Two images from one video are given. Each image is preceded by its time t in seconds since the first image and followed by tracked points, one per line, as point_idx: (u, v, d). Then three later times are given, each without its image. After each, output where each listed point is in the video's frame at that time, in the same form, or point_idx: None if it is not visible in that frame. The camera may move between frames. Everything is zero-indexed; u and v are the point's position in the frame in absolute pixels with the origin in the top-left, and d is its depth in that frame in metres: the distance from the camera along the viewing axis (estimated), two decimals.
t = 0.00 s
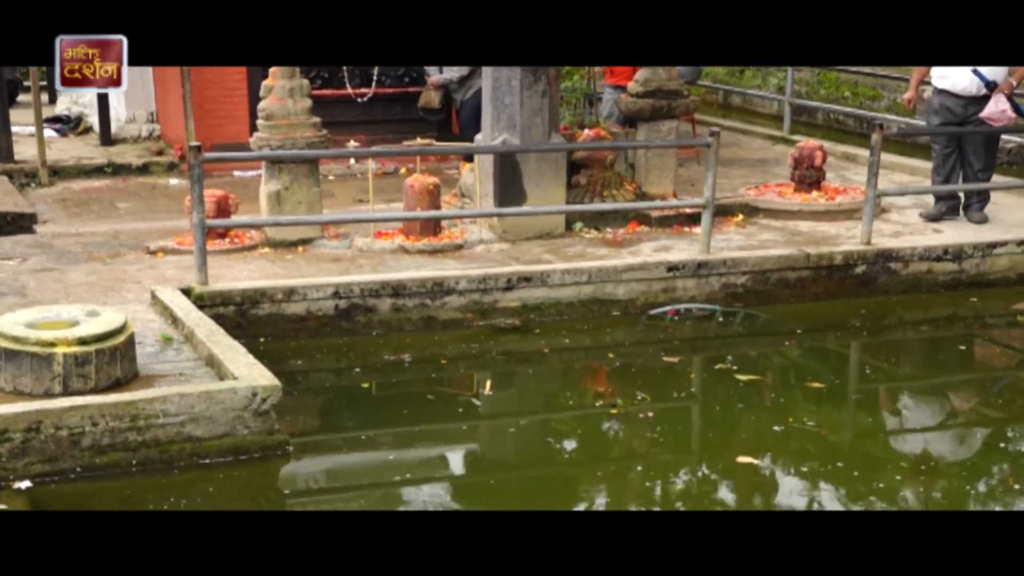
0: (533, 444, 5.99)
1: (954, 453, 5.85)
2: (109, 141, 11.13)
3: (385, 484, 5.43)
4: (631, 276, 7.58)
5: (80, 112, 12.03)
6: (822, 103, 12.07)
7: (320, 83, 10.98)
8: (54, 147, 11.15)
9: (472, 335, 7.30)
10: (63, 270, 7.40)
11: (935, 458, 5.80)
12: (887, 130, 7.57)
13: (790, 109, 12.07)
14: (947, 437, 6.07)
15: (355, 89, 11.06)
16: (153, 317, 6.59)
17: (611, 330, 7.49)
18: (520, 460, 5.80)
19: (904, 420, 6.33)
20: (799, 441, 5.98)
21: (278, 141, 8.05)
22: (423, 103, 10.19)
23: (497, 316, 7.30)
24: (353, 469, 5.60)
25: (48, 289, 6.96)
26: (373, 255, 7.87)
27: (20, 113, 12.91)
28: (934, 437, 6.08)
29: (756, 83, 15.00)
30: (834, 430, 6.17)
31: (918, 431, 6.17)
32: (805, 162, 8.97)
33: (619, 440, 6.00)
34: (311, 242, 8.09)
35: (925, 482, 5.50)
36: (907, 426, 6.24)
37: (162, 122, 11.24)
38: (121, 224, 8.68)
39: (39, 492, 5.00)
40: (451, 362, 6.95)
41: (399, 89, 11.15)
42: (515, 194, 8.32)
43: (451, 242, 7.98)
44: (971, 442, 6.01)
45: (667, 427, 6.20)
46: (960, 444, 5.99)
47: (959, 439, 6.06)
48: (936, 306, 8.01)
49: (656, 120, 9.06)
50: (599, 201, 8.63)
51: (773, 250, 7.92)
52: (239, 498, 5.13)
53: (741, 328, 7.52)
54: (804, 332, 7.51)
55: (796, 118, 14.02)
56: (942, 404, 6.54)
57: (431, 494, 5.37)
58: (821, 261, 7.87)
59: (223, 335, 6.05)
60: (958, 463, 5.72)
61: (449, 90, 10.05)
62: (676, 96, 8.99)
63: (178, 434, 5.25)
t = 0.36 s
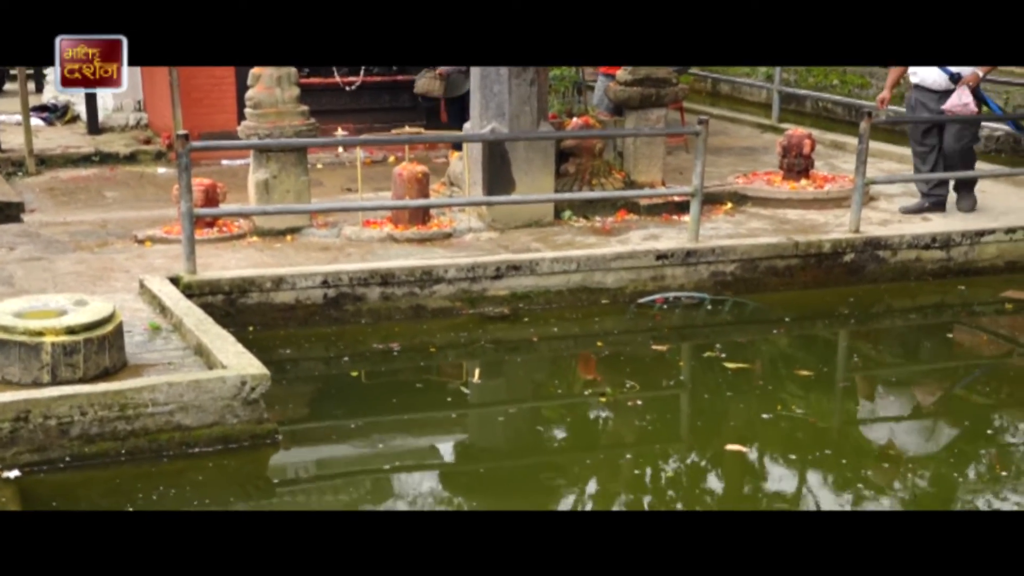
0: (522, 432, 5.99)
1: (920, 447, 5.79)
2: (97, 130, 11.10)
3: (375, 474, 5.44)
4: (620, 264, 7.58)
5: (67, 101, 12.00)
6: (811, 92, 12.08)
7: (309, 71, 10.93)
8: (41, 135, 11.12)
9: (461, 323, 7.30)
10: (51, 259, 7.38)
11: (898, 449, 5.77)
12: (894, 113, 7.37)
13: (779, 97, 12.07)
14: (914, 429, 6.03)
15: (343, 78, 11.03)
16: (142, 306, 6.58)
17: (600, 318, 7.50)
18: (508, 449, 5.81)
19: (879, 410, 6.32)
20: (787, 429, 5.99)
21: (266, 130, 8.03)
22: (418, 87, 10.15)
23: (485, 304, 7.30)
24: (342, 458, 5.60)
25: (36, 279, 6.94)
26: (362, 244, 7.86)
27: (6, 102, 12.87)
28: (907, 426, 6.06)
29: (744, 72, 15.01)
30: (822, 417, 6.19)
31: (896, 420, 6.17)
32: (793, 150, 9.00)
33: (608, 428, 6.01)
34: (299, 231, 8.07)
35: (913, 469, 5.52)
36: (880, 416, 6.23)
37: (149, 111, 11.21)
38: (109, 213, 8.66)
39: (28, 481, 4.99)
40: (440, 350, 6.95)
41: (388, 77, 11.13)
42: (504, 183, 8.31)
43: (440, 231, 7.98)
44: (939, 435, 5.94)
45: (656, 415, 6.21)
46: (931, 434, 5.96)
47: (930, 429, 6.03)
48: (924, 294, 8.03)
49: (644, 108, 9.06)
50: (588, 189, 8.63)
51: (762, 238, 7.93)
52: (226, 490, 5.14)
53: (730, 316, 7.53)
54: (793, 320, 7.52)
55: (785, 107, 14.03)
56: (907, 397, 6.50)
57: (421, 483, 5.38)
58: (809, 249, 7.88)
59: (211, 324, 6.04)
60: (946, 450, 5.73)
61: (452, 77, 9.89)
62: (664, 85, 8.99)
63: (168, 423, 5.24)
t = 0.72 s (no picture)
0: (510, 420, 6.00)
1: (885, 438, 5.73)
2: (83, 117, 11.07)
3: (364, 462, 5.44)
4: (608, 252, 7.58)
5: (53, 88, 11.96)
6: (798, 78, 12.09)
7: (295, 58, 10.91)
8: (27, 123, 11.08)
9: (449, 311, 7.29)
10: (37, 247, 7.36)
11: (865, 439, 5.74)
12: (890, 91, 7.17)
13: (766, 84, 12.08)
14: (879, 420, 5.97)
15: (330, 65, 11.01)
16: (129, 294, 6.56)
17: (588, 305, 7.50)
18: (496, 436, 5.81)
19: (843, 400, 6.28)
20: (775, 414, 6.01)
21: (253, 118, 8.02)
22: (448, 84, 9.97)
23: (473, 292, 7.30)
24: (332, 444, 5.61)
25: (22, 267, 6.92)
26: (350, 232, 7.85)
27: None
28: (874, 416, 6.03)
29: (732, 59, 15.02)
30: (809, 403, 6.20)
31: (883, 406, 6.18)
32: (781, 137, 8.99)
33: (597, 415, 6.02)
34: (287, 219, 8.06)
35: (900, 454, 5.54)
36: (856, 404, 6.22)
37: (136, 98, 11.18)
38: (96, 201, 8.63)
39: (16, 470, 4.98)
40: (428, 338, 6.94)
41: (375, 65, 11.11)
42: (491, 170, 8.30)
43: (428, 219, 7.97)
44: (918, 423, 5.94)
45: (645, 402, 6.22)
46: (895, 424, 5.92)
47: (897, 419, 5.98)
48: (911, 281, 8.04)
49: (631, 95, 9.06)
50: (576, 176, 8.63)
51: (749, 225, 7.94)
52: (215, 479, 5.13)
53: (718, 303, 7.53)
54: (780, 307, 7.53)
55: (772, 94, 14.04)
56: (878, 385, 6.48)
57: (411, 470, 5.38)
58: (797, 236, 7.88)
59: (199, 312, 6.03)
60: (933, 436, 5.75)
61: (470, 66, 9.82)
62: (652, 72, 8.98)
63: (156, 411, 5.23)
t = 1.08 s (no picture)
0: (497, 404, 5.99)
1: (854, 434, 5.61)
2: (66, 103, 11.01)
3: (352, 447, 5.44)
4: (594, 236, 7.58)
5: (36, 73, 11.90)
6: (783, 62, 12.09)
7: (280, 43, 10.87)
8: (10, 109, 11.03)
9: (435, 296, 7.29)
10: (21, 233, 7.32)
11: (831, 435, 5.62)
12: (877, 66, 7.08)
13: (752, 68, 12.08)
14: (841, 416, 5.85)
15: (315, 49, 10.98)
16: (115, 280, 6.54)
17: (574, 290, 7.49)
18: (484, 421, 5.81)
19: (823, 385, 6.26)
20: (761, 398, 6.02)
21: (237, 103, 7.98)
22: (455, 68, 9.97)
23: (459, 277, 7.29)
24: (319, 429, 5.60)
25: (7, 253, 6.88)
26: (335, 217, 7.84)
27: None
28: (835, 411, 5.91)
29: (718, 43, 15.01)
30: (796, 387, 6.21)
31: (870, 389, 6.20)
32: (767, 121, 8.99)
33: (585, 399, 6.02)
34: (272, 204, 8.04)
35: (886, 437, 5.55)
36: (843, 388, 6.23)
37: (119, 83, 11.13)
38: (80, 186, 8.60)
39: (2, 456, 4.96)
40: (415, 323, 6.93)
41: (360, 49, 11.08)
42: (477, 154, 8.28)
43: (413, 204, 7.96)
44: (904, 405, 5.96)
45: (631, 386, 6.23)
46: (859, 420, 5.80)
47: (858, 415, 5.87)
48: (897, 264, 8.06)
49: (617, 80, 9.05)
50: (562, 160, 8.63)
51: (735, 208, 7.94)
52: (202, 465, 5.12)
53: (704, 287, 7.54)
54: (766, 291, 7.54)
55: (758, 78, 14.04)
56: (865, 368, 6.49)
57: (398, 454, 5.38)
58: (783, 220, 7.89)
59: (185, 297, 6.01)
60: (919, 419, 5.77)
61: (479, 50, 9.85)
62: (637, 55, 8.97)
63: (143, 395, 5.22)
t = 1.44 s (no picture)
0: (484, 393, 6.00)
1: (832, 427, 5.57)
2: (50, 92, 10.98)
3: (339, 436, 5.43)
4: (580, 225, 7.58)
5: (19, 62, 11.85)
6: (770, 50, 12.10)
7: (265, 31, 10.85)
8: None
9: (421, 285, 7.28)
10: (5, 223, 7.30)
11: (786, 435, 5.55)
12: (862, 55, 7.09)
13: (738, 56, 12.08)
14: (827, 404, 5.85)
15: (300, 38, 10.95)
16: (100, 270, 6.52)
17: (560, 278, 7.49)
18: (471, 410, 5.81)
19: (809, 373, 6.27)
20: (747, 385, 6.03)
21: (222, 91, 7.96)
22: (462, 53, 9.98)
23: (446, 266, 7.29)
24: (306, 418, 5.60)
25: None
26: (321, 205, 7.83)
27: None
28: (786, 407, 5.83)
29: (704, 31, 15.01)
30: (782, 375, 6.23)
31: (856, 376, 6.21)
32: (752, 109, 9.00)
33: (571, 387, 6.02)
34: (257, 193, 8.02)
35: (872, 424, 5.57)
36: (829, 375, 6.24)
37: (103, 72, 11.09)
38: (64, 176, 8.57)
39: None
40: (401, 312, 6.93)
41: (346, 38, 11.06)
42: (463, 143, 8.27)
43: (399, 192, 7.95)
44: (889, 392, 5.97)
45: (618, 374, 6.23)
46: (808, 418, 5.70)
47: (807, 411, 5.77)
48: (882, 252, 8.07)
49: (602, 68, 9.04)
50: (547, 148, 8.63)
51: (721, 197, 7.95)
52: (190, 455, 5.12)
53: (690, 275, 7.54)
54: (752, 279, 7.55)
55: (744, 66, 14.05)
56: (851, 356, 6.50)
57: (384, 443, 5.38)
58: (768, 208, 7.90)
59: (170, 286, 6.00)
60: (905, 407, 5.78)
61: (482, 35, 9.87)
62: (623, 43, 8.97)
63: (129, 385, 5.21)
